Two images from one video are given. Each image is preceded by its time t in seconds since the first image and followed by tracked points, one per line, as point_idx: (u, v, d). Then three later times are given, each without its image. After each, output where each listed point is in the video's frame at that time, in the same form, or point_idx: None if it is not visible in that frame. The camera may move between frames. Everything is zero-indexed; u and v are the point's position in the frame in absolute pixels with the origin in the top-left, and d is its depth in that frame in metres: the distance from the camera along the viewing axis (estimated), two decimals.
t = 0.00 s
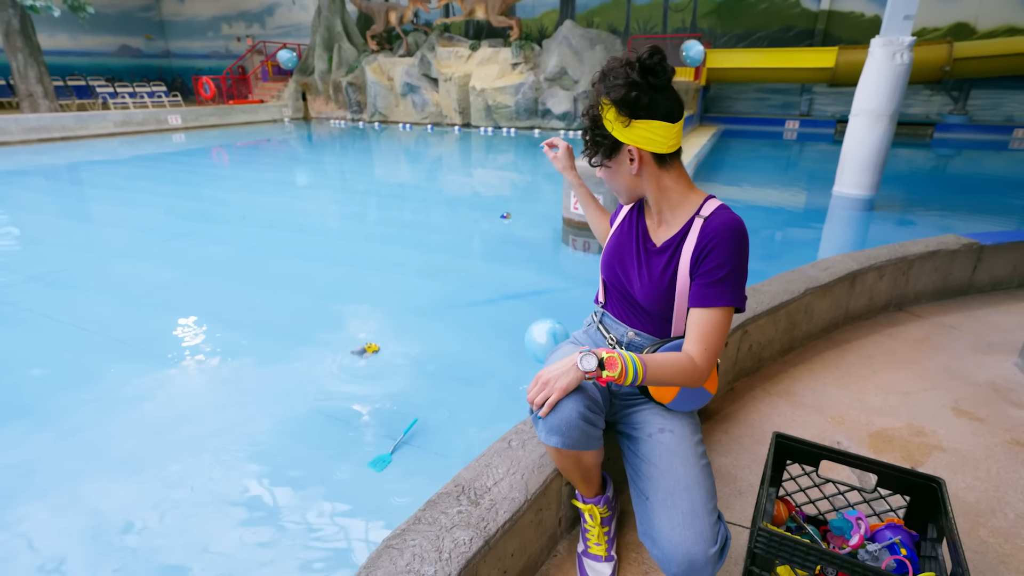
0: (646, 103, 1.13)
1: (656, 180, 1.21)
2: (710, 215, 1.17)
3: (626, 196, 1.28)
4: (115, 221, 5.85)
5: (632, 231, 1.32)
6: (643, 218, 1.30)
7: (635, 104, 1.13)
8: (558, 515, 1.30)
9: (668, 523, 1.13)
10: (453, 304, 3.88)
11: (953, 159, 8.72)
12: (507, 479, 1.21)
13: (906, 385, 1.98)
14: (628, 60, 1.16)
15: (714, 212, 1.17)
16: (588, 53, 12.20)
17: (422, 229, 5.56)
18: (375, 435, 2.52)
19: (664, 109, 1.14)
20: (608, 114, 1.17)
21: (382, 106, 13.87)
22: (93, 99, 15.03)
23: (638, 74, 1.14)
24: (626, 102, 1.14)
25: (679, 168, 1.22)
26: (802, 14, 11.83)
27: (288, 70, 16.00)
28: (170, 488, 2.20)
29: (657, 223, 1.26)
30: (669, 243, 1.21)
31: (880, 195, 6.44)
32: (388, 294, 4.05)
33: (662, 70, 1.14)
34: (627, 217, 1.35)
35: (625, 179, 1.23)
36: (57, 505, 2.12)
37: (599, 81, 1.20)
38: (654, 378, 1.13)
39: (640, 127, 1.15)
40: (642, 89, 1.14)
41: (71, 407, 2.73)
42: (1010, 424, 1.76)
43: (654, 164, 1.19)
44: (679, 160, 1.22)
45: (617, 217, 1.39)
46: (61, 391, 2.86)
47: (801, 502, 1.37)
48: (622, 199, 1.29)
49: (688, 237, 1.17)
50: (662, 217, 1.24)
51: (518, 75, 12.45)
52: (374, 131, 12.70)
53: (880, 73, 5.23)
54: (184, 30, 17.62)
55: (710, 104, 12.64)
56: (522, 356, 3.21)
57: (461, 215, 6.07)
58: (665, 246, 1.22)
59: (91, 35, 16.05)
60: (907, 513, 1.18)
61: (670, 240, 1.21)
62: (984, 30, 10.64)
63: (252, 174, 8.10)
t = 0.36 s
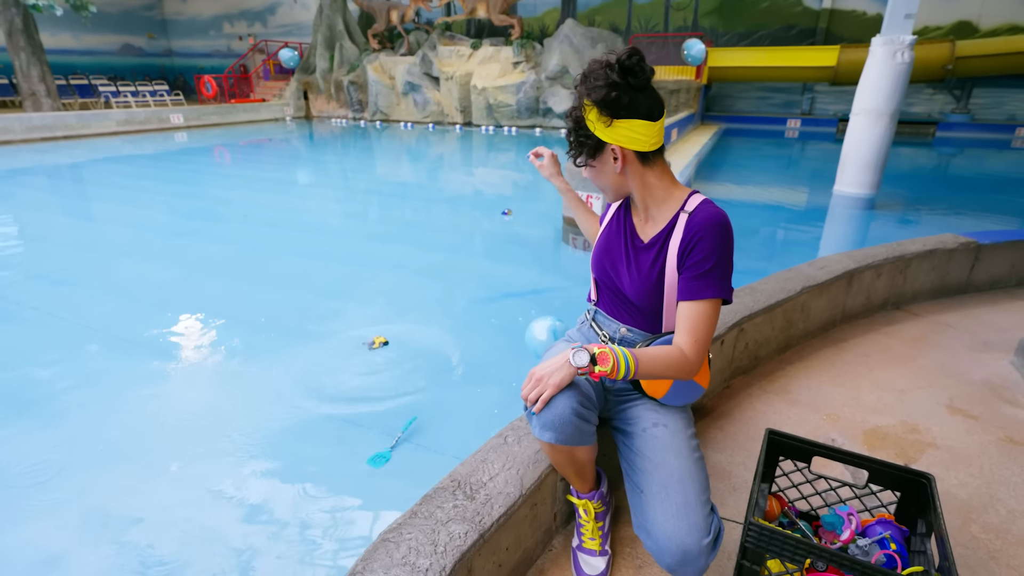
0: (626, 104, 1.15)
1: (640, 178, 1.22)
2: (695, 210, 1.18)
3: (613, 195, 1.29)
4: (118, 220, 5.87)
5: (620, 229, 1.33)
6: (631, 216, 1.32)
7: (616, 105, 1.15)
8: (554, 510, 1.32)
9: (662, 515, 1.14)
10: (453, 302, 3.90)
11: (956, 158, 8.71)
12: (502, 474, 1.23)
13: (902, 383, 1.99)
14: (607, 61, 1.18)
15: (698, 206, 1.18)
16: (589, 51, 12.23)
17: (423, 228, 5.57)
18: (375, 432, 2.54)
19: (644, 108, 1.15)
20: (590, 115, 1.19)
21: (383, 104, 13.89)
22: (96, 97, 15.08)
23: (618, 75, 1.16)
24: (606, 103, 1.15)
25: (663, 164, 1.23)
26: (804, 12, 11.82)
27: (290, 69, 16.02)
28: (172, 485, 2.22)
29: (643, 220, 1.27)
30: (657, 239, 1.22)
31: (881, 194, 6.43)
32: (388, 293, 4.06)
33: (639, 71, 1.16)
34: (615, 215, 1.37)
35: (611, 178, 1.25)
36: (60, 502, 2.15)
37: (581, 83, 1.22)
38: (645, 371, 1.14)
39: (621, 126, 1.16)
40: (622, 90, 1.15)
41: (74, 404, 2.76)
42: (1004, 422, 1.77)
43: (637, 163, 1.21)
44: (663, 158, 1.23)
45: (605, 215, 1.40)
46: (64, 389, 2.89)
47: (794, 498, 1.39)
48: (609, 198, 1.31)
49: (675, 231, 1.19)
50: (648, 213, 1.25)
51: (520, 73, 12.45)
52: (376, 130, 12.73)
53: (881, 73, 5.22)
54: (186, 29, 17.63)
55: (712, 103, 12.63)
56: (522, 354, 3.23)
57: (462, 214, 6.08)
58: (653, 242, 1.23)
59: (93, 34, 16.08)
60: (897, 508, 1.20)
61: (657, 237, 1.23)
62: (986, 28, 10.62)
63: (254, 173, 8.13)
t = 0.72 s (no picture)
0: (613, 104, 1.16)
1: (625, 175, 1.24)
2: (679, 205, 1.20)
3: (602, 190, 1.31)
4: (118, 219, 5.89)
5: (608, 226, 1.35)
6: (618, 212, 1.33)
7: (603, 104, 1.16)
8: (550, 506, 1.33)
9: (651, 511, 1.16)
10: (453, 301, 3.91)
11: (956, 157, 8.72)
12: (498, 470, 1.24)
13: (897, 381, 2.00)
14: (596, 59, 1.19)
15: (682, 202, 1.19)
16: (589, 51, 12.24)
17: (423, 227, 5.59)
18: (374, 431, 2.56)
19: (631, 108, 1.16)
20: (578, 112, 1.20)
21: (384, 103, 13.92)
22: (96, 97, 15.08)
23: (607, 74, 1.17)
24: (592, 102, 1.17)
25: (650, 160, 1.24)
26: (804, 12, 11.83)
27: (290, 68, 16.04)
28: (173, 482, 2.25)
29: (630, 217, 1.28)
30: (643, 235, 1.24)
31: (880, 193, 6.44)
32: (388, 292, 4.08)
33: (626, 69, 1.17)
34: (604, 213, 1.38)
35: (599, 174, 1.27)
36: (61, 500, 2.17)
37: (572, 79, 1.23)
38: (638, 368, 1.17)
39: (607, 125, 1.18)
40: (609, 89, 1.16)
41: (74, 403, 2.77)
42: (998, 420, 1.79)
43: (622, 160, 1.22)
44: (648, 156, 1.24)
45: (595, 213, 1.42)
46: (64, 387, 2.90)
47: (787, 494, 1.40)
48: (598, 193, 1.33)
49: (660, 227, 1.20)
50: (635, 210, 1.26)
51: (520, 72, 12.44)
52: (376, 129, 12.76)
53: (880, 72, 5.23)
54: (187, 29, 17.63)
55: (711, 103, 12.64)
56: (521, 352, 3.25)
57: (462, 213, 6.09)
58: (640, 238, 1.25)
59: (94, 33, 16.09)
60: (889, 505, 1.22)
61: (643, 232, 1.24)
62: (986, 28, 10.63)
63: (255, 172, 8.14)
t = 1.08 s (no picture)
0: (557, 106, 1.15)
1: (576, 176, 1.23)
2: (631, 198, 1.20)
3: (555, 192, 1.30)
4: (117, 219, 5.89)
5: (573, 227, 1.35)
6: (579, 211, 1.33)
7: (546, 107, 1.15)
8: (547, 505, 1.34)
9: (655, 506, 1.17)
10: (451, 301, 3.91)
11: (955, 157, 8.73)
12: (495, 469, 1.25)
13: (894, 381, 2.01)
14: (537, 63, 1.18)
15: (633, 194, 1.20)
16: (589, 51, 12.22)
17: (422, 227, 5.59)
18: (372, 430, 2.57)
19: (575, 110, 1.16)
20: (522, 117, 1.19)
21: (383, 103, 13.92)
22: (95, 97, 15.06)
23: (549, 78, 1.16)
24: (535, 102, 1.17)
25: (599, 157, 1.24)
26: (804, 12, 11.84)
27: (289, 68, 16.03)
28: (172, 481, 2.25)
29: (591, 218, 1.28)
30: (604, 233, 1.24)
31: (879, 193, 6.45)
32: (387, 291, 4.08)
33: (569, 68, 1.16)
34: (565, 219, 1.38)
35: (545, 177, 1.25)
36: (60, 499, 2.18)
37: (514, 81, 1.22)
38: (623, 366, 1.19)
39: (553, 128, 1.17)
40: (552, 92, 1.16)
41: (73, 403, 2.78)
42: (994, 419, 1.79)
43: (570, 162, 1.22)
44: (597, 156, 1.24)
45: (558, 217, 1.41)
46: (63, 387, 2.91)
47: (783, 493, 1.41)
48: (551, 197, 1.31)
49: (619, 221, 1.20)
50: (594, 210, 1.26)
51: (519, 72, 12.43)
52: (376, 129, 12.76)
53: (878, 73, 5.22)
54: (187, 29, 17.61)
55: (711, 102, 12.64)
56: (521, 352, 3.25)
57: (462, 213, 6.09)
58: (603, 237, 1.25)
59: (93, 33, 16.08)
60: (884, 504, 1.22)
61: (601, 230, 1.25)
62: (985, 27, 10.64)
63: (254, 172, 8.14)
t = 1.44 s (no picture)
0: (548, 100, 1.14)
1: (561, 172, 1.24)
2: (606, 194, 1.20)
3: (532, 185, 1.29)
4: (116, 219, 5.88)
5: (552, 226, 1.35)
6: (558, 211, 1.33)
7: (537, 100, 1.14)
8: (546, 505, 1.34)
9: (633, 505, 1.18)
10: (450, 301, 3.92)
11: (954, 156, 8.74)
12: (494, 469, 1.25)
13: (893, 381, 2.01)
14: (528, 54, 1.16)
15: (609, 190, 1.20)
16: (588, 50, 12.22)
17: (422, 227, 5.59)
18: (373, 430, 2.57)
19: (566, 105, 1.15)
20: (511, 104, 1.15)
21: (382, 103, 13.93)
22: (94, 97, 15.04)
23: (542, 70, 1.15)
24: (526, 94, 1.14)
25: (580, 154, 1.25)
26: (803, 11, 11.83)
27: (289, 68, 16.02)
28: (172, 480, 2.26)
29: (571, 215, 1.28)
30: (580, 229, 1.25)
31: (878, 193, 6.45)
32: (388, 292, 4.08)
33: (566, 61, 1.16)
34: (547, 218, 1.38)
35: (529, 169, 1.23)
36: (59, 499, 2.18)
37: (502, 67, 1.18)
38: (602, 365, 1.19)
39: (542, 120, 1.15)
40: (543, 85, 1.14)
41: (73, 402, 2.78)
42: (992, 419, 1.79)
43: (556, 157, 1.22)
44: (579, 152, 1.25)
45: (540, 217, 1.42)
46: (64, 386, 2.91)
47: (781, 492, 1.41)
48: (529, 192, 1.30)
49: (594, 217, 1.20)
50: (574, 206, 1.26)
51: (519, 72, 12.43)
52: (375, 129, 12.75)
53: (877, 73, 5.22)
54: (186, 28, 17.59)
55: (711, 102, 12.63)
56: (521, 351, 3.26)
57: (462, 213, 6.09)
58: (580, 235, 1.25)
59: (92, 33, 16.07)
60: (882, 503, 1.22)
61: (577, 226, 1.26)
62: (985, 27, 10.64)
63: (254, 172, 8.14)
